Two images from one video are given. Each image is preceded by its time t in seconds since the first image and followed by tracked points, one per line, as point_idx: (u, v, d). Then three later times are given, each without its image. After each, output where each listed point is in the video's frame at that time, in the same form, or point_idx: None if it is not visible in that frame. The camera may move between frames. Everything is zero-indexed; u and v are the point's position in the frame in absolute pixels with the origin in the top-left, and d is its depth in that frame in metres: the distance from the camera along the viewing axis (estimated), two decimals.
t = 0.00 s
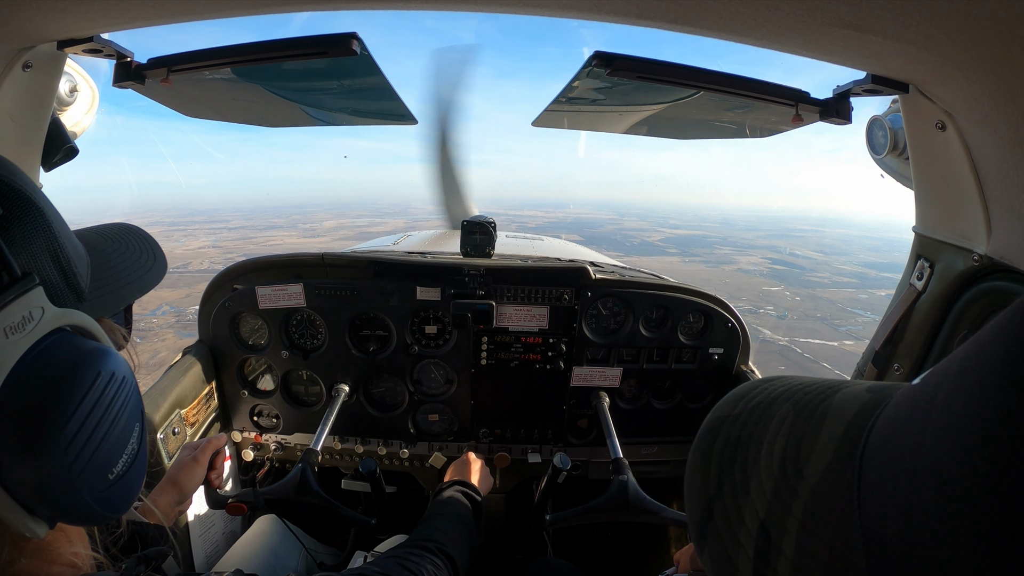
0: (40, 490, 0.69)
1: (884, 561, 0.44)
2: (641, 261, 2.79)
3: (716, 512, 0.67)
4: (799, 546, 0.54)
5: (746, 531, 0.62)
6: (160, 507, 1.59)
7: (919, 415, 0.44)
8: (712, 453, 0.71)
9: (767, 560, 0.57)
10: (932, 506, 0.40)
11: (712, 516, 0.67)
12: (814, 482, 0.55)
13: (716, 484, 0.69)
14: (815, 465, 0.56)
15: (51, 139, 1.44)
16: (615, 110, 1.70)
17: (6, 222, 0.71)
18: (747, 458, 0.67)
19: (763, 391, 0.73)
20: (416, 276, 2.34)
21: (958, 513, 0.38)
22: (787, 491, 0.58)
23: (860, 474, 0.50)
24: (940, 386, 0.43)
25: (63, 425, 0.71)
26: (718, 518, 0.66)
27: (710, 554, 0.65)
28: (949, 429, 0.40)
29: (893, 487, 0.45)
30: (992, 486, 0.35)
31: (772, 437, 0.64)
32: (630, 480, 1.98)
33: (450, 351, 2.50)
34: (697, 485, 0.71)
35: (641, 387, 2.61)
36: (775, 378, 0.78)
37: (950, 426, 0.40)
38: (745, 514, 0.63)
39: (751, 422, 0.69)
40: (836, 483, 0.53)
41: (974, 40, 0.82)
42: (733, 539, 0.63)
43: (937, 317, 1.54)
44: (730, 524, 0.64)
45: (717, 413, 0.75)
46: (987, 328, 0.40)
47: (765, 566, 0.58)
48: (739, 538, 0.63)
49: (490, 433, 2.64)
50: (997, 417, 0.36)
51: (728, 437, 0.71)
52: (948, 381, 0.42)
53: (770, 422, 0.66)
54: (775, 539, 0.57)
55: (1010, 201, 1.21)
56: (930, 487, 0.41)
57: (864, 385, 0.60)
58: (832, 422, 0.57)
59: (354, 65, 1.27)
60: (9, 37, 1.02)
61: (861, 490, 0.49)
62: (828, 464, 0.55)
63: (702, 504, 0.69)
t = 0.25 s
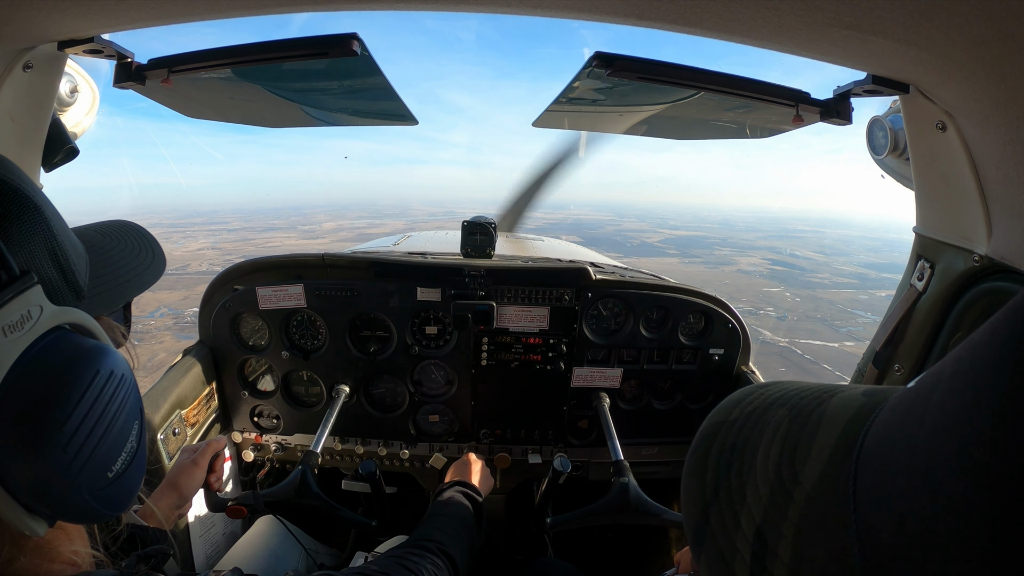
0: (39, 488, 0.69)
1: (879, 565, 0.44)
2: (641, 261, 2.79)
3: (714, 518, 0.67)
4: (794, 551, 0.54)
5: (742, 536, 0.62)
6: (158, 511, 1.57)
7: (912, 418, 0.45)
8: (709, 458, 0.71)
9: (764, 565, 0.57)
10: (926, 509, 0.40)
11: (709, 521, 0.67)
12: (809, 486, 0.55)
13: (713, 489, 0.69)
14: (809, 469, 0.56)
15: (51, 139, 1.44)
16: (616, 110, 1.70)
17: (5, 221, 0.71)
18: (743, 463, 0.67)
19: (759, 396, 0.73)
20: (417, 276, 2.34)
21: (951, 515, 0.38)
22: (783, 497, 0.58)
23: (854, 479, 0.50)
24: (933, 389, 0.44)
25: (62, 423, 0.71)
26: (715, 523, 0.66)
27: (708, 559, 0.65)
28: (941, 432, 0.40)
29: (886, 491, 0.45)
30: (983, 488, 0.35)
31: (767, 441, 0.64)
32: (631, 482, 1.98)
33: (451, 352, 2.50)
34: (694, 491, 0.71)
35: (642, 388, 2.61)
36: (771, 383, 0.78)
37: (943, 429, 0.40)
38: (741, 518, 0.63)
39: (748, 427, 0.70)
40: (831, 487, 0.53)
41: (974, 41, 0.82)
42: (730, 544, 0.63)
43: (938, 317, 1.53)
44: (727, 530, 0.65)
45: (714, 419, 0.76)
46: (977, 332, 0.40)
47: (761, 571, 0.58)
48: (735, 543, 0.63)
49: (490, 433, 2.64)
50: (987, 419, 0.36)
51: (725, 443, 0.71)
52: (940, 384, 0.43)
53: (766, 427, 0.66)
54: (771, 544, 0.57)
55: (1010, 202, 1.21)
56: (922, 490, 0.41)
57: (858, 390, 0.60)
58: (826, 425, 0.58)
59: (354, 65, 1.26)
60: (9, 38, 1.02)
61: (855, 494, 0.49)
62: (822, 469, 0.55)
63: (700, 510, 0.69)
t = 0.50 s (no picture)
0: (41, 487, 0.69)
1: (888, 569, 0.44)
2: (642, 262, 2.79)
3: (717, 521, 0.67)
4: (799, 555, 0.54)
5: (747, 540, 0.62)
6: (159, 511, 1.58)
7: (920, 422, 0.45)
8: (712, 461, 0.71)
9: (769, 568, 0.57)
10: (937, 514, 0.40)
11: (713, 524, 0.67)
12: (815, 490, 0.55)
13: (717, 493, 0.69)
14: (815, 472, 0.56)
15: (52, 140, 1.44)
16: (616, 110, 1.70)
17: (6, 221, 0.71)
18: (746, 466, 0.67)
19: (760, 398, 0.73)
20: (418, 276, 2.34)
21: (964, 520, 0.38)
22: (788, 500, 0.58)
23: (861, 483, 0.50)
24: (942, 392, 0.43)
25: (64, 423, 0.71)
26: (719, 526, 0.66)
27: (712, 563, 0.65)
28: (952, 436, 0.40)
29: (894, 495, 0.45)
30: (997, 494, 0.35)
31: (771, 444, 0.64)
32: (632, 482, 1.98)
33: (451, 352, 2.50)
34: (698, 495, 0.71)
35: (642, 388, 2.61)
36: (772, 384, 0.78)
37: (952, 433, 0.40)
38: (746, 521, 0.63)
39: (751, 430, 0.69)
40: (837, 491, 0.53)
41: (975, 41, 0.82)
42: (735, 547, 0.63)
43: (939, 318, 1.53)
44: (731, 533, 0.64)
45: (717, 422, 0.75)
46: (987, 335, 0.40)
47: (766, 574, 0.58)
48: (740, 546, 0.63)
49: (491, 434, 2.64)
50: (1000, 424, 0.36)
51: (727, 445, 0.71)
52: (949, 388, 0.43)
53: (770, 429, 0.66)
54: (776, 548, 0.57)
55: (1011, 202, 1.21)
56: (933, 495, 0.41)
57: (862, 391, 0.60)
58: (831, 428, 0.58)
59: (355, 66, 1.27)
60: (10, 39, 1.03)
61: (862, 498, 0.49)
62: (828, 472, 0.55)
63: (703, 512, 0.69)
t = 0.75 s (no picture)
0: (42, 485, 0.69)
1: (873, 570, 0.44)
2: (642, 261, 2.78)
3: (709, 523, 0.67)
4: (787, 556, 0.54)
5: (738, 541, 0.62)
6: (160, 510, 1.58)
7: (908, 423, 0.45)
8: (705, 464, 0.71)
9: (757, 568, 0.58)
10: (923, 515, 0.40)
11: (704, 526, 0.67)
12: (804, 492, 0.55)
13: (708, 495, 0.69)
14: (804, 473, 0.57)
15: (53, 139, 1.44)
16: (617, 109, 1.70)
17: (8, 219, 0.71)
18: (738, 468, 0.67)
19: (754, 401, 0.73)
20: (419, 275, 2.34)
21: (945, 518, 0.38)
22: (778, 501, 0.58)
23: (850, 485, 0.50)
24: (929, 394, 0.44)
25: (65, 420, 0.71)
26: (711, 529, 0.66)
27: (703, 564, 0.65)
28: (939, 436, 0.40)
29: (881, 495, 0.45)
30: (982, 494, 0.35)
31: (762, 446, 0.65)
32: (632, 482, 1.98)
33: (453, 351, 2.50)
34: (690, 497, 0.71)
35: (643, 387, 2.61)
36: (766, 387, 0.78)
37: (940, 433, 0.40)
38: (737, 523, 0.63)
39: (743, 433, 0.70)
40: (826, 492, 0.53)
41: (975, 41, 0.82)
42: (725, 549, 0.63)
43: (940, 317, 1.53)
44: (722, 535, 0.65)
45: (710, 424, 0.76)
46: (973, 337, 0.41)
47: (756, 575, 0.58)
48: (730, 548, 0.63)
49: (492, 433, 2.64)
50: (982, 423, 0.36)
51: (720, 448, 0.71)
52: (936, 390, 0.43)
53: (763, 432, 0.66)
54: (766, 549, 0.57)
55: (1012, 201, 1.20)
56: (919, 496, 0.41)
57: (854, 394, 0.60)
58: (822, 431, 0.58)
59: (356, 65, 1.27)
60: (12, 38, 1.03)
61: (850, 499, 0.49)
62: (818, 474, 0.55)
63: (694, 514, 0.69)
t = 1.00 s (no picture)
0: (44, 479, 0.69)
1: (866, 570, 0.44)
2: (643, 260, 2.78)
3: (703, 522, 0.67)
4: (780, 555, 0.54)
5: (732, 540, 0.62)
6: (161, 507, 1.58)
7: (901, 423, 0.45)
8: (699, 464, 0.71)
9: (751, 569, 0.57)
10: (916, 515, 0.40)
11: (699, 525, 0.67)
12: (798, 491, 0.55)
13: (704, 494, 0.69)
14: (797, 473, 0.57)
15: (55, 137, 1.44)
16: (619, 108, 1.70)
17: (10, 216, 0.72)
18: (733, 469, 0.67)
19: (749, 400, 0.73)
20: (420, 274, 2.34)
21: (938, 518, 0.38)
22: (772, 500, 0.58)
23: (843, 484, 0.50)
24: (922, 392, 0.44)
25: (67, 415, 0.71)
26: (706, 529, 0.66)
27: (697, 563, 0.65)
28: (932, 436, 0.40)
29: (874, 494, 0.45)
30: (974, 493, 0.35)
31: (757, 446, 0.64)
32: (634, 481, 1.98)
33: (454, 350, 2.50)
34: (684, 495, 0.71)
35: (645, 386, 2.61)
36: (761, 386, 0.78)
37: (933, 432, 0.40)
38: (731, 522, 0.63)
39: (737, 432, 0.70)
40: (819, 492, 0.53)
41: (977, 40, 0.82)
42: (719, 549, 0.63)
43: (942, 316, 1.53)
44: (716, 535, 0.64)
45: (705, 424, 0.75)
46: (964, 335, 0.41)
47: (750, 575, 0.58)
48: (724, 547, 0.63)
49: (492, 432, 2.64)
50: (974, 421, 0.36)
51: (715, 447, 0.71)
52: (929, 389, 0.43)
53: (757, 431, 0.66)
54: (759, 548, 0.57)
55: (1013, 200, 1.20)
56: (912, 495, 0.41)
57: (849, 393, 0.60)
58: (816, 430, 0.58)
59: (358, 64, 1.27)
60: (13, 36, 1.03)
61: (843, 498, 0.49)
62: (811, 473, 0.55)
63: (689, 513, 0.69)
